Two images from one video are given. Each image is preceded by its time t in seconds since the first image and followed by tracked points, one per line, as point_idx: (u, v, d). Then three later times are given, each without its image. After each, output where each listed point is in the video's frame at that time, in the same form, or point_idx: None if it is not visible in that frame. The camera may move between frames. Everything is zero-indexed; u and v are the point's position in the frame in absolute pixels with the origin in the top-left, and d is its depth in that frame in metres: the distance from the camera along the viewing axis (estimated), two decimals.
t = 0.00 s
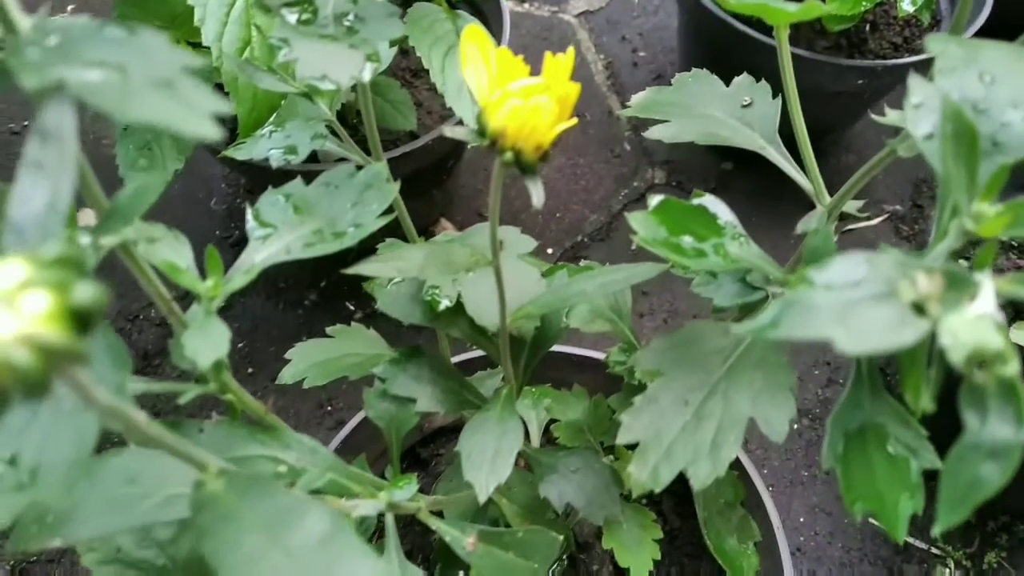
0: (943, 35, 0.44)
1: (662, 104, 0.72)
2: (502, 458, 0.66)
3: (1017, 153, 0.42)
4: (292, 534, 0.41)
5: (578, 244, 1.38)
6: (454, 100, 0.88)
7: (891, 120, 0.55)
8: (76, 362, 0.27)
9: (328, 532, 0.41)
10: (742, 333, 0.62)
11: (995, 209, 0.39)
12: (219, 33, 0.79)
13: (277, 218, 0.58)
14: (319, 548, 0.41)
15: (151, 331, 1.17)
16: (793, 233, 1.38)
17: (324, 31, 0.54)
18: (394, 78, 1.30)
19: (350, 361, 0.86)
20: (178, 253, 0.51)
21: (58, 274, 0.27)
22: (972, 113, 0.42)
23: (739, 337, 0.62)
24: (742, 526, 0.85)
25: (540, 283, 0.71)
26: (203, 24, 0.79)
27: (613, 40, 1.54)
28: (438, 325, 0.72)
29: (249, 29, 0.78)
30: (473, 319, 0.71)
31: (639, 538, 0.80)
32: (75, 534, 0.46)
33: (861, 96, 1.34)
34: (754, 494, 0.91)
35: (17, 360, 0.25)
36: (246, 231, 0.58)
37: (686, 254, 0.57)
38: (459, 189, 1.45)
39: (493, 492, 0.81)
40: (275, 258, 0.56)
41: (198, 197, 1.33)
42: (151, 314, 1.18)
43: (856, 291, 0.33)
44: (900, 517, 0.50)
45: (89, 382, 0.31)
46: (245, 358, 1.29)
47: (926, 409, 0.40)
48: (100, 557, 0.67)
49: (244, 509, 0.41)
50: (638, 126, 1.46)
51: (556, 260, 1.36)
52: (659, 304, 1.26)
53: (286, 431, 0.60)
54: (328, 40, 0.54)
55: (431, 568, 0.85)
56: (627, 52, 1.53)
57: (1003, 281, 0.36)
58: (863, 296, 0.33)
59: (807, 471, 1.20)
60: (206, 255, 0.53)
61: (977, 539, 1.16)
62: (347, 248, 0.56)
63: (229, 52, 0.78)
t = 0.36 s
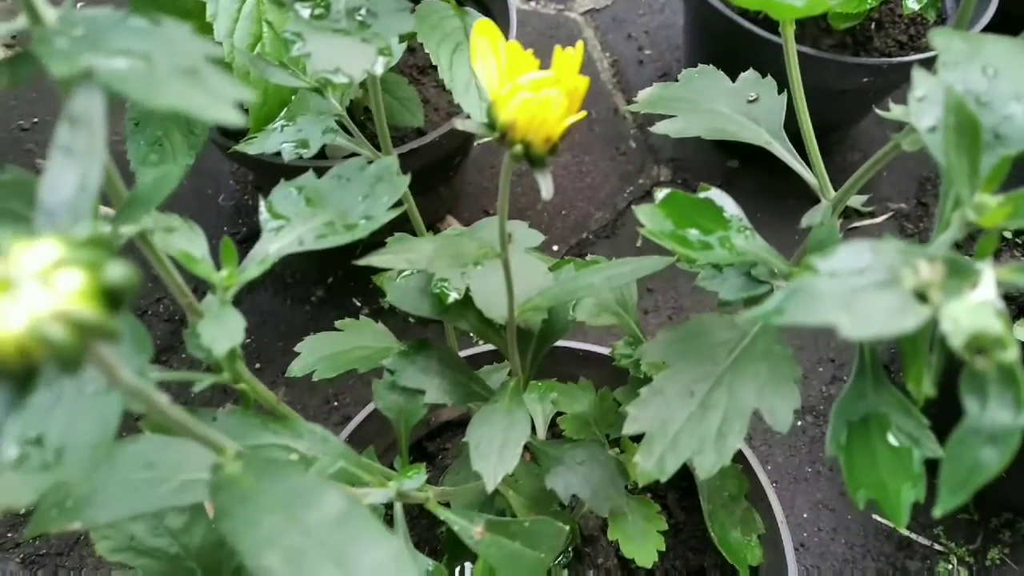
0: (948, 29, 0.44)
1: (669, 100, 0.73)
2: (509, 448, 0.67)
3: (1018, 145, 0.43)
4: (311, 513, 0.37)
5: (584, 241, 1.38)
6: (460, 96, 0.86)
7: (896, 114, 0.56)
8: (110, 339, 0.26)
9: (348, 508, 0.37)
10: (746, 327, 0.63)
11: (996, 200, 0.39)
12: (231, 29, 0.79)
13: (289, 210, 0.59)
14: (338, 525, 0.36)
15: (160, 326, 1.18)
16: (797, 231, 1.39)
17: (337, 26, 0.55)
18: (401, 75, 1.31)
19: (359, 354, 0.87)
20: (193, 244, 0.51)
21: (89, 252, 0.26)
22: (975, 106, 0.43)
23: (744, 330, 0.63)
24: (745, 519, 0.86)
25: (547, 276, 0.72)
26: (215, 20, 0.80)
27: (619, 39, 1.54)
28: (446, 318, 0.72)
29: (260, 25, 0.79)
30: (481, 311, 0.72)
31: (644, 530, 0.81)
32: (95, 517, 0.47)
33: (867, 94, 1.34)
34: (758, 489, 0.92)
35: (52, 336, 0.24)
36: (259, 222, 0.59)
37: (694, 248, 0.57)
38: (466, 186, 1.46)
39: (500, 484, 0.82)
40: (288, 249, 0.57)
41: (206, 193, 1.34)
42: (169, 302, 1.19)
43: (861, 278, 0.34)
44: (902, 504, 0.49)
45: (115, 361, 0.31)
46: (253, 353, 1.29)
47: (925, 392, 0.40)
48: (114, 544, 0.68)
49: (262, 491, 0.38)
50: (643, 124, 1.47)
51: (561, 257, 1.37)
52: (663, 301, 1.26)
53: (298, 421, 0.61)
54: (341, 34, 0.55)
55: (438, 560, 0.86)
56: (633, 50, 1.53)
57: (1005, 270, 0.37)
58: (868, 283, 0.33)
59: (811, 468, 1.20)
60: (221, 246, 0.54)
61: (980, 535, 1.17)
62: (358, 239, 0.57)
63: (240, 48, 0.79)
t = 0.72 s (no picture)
0: (946, 31, 0.46)
1: (678, 99, 0.75)
2: (519, 436, 0.69)
3: (1013, 142, 0.45)
4: (334, 481, 0.39)
5: (592, 240, 1.40)
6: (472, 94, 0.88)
7: (897, 113, 0.57)
8: (158, 308, 0.28)
9: (369, 478, 0.38)
10: (750, 320, 0.65)
11: (991, 194, 0.41)
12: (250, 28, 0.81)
13: (309, 200, 0.61)
14: (358, 494, 0.38)
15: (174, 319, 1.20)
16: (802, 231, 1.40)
17: (357, 23, 0.57)
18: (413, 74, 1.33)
19: (371, 345, 0.89)
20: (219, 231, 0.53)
21: (141, 226, 0.28)
22: (971, 104, 0.45)
23: (749, 323, 0.65)
24: (748, 510, 0.88)
25: (557, 269, 0.74)
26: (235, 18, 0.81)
27: (628, 41, 1.56)
28: (458, 309, 0.74)
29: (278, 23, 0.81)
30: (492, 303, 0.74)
31: (649, 520, 0.82)
32: (123, 490, 0.49)
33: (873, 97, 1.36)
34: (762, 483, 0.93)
35: (108, 303, 0.26)
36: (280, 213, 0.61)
37: (699, 240, 0.59)
38: (477, 185, 1.48)
39: (509, 473, 0.84)
40: (308, 238, 0.59)
41: (220, 189, 1.36)
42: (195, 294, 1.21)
43: (858, 263, 0.35)
44: (901, 488, 0.51)
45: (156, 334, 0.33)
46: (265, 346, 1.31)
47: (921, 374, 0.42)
48: (134, 524, 0.70)
49: (289, 462, 0.40)
50: (652, 125, 1.49)
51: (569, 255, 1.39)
52: (670, 300, 1.28)
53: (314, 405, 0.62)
54: (362, 31, 0.57)
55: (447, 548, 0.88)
56: (641, 51, 1.55)
57: (997, 259, 0.39)
58: (864, 267, 0.35)
59: (815, 466, 1.22)
60: (244, 234, 0.56)
61: (982, 535, 1.18)
62: (376, 229, 0.59)
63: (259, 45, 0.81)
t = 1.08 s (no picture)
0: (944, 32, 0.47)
1: (681, 99, 0.76)
2: (522, 430, 0.70)
3: (1008, 140, 0.46)
4: (344, 468, 0.40)
5: (595, 240, 1.41)
6: (478, 93, 0.90)
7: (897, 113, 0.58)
8: (178, 297, 0.29)
9: (378, 465, 0.40)
10: (751, 316, 0.66)
11: (985, 191, 0.42)
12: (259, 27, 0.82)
13: (318, 197, 0.62)
14: (367, 481, 0.39)
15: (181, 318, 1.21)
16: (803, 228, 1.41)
17: (366, 23, 0.59)
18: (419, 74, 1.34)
19: (377, 341, 0.90)
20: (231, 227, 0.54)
21: (162, 218, 0.29)
22: (967, 104, 0.46)
23: (750, 320, 0.66)
24: (749, 506, 0.89)
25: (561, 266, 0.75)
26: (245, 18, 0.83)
27: (632, 42, 1.57)
28: (464, 304, 0.76)
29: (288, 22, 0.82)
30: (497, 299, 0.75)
31: (651, 514, 0.83)
32: (136, 479, 0.50)
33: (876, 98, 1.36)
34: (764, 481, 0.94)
35: (132, 291, 0.27)
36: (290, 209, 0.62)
37: (701, 237, 0.60)
38: (481, 185, 1.49)
39: (513, 468, 0.85)
40: (318, 234, 0.60)
41: (227, 188, 1.38)
42: (209, 291, 1.22)
43: (856, 257, 0.36)
44: (898, 480, 0.51)
45: (172, 323, 0.36)
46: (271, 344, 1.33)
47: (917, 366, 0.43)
48: (144, 516, 0.71)
49: (299, 450, 0.41)
50: (656, 125, 1.50)
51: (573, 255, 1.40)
52: (673, 299, 1.29)
53: (321, 399, 0.63)
54: (371, 31, 0.58)
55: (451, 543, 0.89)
56: (646, 52, 1.56)
57: (990, 255, 0.40)
58: (860, 261, 0.36)
59: (816, 465, 1.23)
60: (256, 229, 0.57)
61: (983, 534, 1.18)
62: (383, 226, 0.60)
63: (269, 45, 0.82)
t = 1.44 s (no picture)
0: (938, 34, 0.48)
1: (682, 99, 0.77)
2: (524, 427, 0.71)
3: (1001, 139, 0.47)
4: (350, 458, 0.41)
5: (596, 241, 1.42)
6: (481, 95, 0.90)
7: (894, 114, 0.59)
8: (190, 287, 0.30)
9: (382, 455, 0.41)
10: (751, 314, 0.67)
11: (978, 189, 0.43)
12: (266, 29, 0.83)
13: (324, 195, 0.63)
14: (372, 470, 0.40)
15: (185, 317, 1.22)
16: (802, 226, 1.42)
17: (372, 25, 0.60)
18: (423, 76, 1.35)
19: (380, 340, 0.90)
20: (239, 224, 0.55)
21: (176, 211, 0.30)
22: (961, 104, 0.47)
23: (749, 319, 0.67)
24: (749, 504, 0.89)
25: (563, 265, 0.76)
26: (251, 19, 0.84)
27: (635, 44, 1.58)
28: (466, 302, 0.76)
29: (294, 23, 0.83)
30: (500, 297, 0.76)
31: (652, 511, 0.84)
32: (144, 471, 0.51)
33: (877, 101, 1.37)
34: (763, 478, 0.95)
35: (147, 281, 0.28)
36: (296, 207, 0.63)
37: (700, 236, 0.61)
38: (484, 186, 1.49)
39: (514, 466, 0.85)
40: (323, 231, 0.61)
41: (231, 188, 1.39)
42: (215, 289, 1.23)
43: (849, 253, 0.37)
44: (893, 475, 0.53)
45: (182, 315, 0.36)
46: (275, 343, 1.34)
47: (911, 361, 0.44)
48: (150, 510, 0.71)
49: (306, 442, 0.42)
50: (657, 127, 1.51)
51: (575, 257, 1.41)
52: (675, 300, 1.30)
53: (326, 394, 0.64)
54: (376, 32, 0.59)
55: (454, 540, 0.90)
56: (648, 55, 1.57)
57: (983, 252, 0.40)
58: (855, 257, 0.37)
59: (817, 465, 1.23)
60: (263, 226, 0.58)
61: (982, 535, 1.19)
62: (387, 224, 0.61)
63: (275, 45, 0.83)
